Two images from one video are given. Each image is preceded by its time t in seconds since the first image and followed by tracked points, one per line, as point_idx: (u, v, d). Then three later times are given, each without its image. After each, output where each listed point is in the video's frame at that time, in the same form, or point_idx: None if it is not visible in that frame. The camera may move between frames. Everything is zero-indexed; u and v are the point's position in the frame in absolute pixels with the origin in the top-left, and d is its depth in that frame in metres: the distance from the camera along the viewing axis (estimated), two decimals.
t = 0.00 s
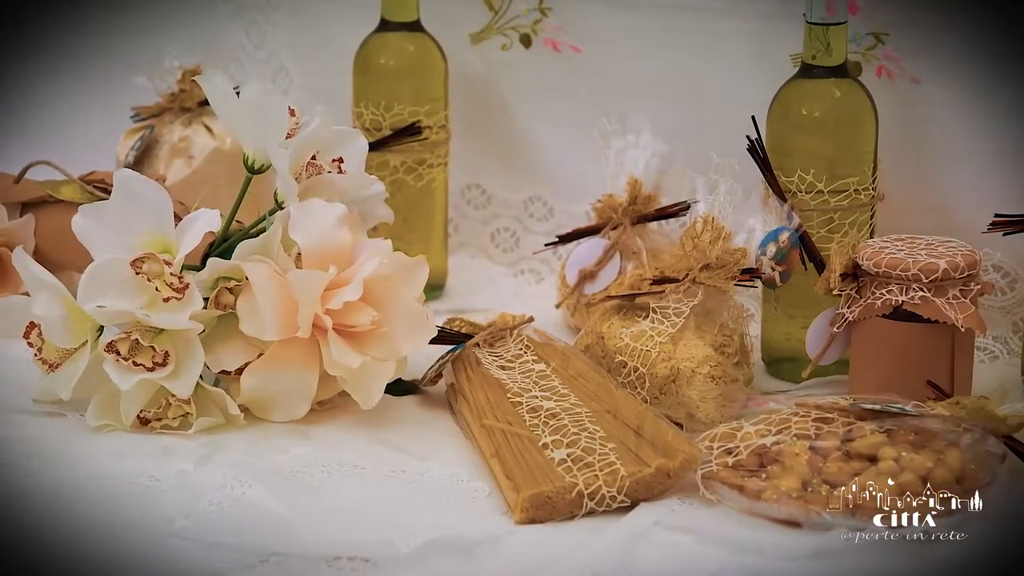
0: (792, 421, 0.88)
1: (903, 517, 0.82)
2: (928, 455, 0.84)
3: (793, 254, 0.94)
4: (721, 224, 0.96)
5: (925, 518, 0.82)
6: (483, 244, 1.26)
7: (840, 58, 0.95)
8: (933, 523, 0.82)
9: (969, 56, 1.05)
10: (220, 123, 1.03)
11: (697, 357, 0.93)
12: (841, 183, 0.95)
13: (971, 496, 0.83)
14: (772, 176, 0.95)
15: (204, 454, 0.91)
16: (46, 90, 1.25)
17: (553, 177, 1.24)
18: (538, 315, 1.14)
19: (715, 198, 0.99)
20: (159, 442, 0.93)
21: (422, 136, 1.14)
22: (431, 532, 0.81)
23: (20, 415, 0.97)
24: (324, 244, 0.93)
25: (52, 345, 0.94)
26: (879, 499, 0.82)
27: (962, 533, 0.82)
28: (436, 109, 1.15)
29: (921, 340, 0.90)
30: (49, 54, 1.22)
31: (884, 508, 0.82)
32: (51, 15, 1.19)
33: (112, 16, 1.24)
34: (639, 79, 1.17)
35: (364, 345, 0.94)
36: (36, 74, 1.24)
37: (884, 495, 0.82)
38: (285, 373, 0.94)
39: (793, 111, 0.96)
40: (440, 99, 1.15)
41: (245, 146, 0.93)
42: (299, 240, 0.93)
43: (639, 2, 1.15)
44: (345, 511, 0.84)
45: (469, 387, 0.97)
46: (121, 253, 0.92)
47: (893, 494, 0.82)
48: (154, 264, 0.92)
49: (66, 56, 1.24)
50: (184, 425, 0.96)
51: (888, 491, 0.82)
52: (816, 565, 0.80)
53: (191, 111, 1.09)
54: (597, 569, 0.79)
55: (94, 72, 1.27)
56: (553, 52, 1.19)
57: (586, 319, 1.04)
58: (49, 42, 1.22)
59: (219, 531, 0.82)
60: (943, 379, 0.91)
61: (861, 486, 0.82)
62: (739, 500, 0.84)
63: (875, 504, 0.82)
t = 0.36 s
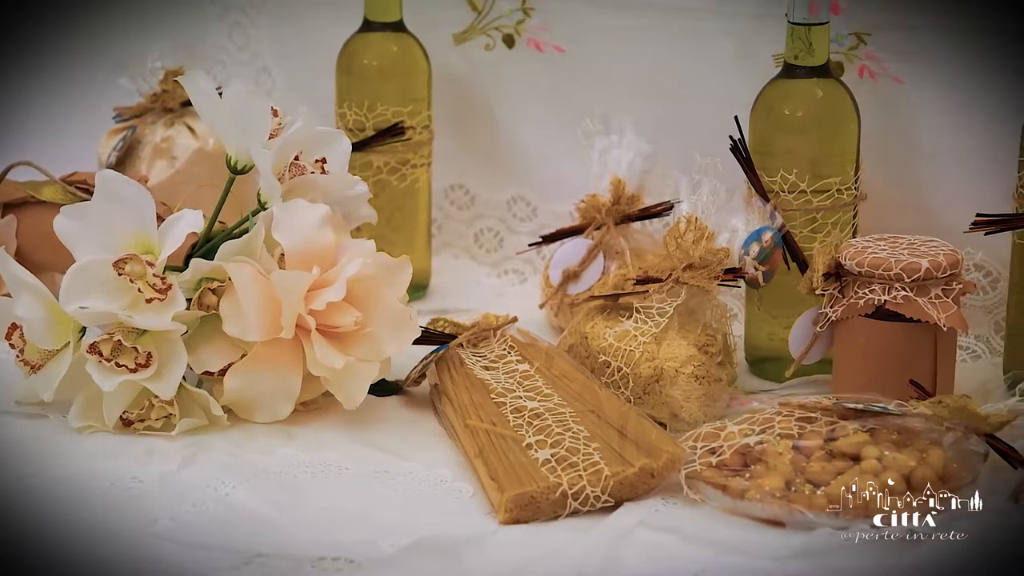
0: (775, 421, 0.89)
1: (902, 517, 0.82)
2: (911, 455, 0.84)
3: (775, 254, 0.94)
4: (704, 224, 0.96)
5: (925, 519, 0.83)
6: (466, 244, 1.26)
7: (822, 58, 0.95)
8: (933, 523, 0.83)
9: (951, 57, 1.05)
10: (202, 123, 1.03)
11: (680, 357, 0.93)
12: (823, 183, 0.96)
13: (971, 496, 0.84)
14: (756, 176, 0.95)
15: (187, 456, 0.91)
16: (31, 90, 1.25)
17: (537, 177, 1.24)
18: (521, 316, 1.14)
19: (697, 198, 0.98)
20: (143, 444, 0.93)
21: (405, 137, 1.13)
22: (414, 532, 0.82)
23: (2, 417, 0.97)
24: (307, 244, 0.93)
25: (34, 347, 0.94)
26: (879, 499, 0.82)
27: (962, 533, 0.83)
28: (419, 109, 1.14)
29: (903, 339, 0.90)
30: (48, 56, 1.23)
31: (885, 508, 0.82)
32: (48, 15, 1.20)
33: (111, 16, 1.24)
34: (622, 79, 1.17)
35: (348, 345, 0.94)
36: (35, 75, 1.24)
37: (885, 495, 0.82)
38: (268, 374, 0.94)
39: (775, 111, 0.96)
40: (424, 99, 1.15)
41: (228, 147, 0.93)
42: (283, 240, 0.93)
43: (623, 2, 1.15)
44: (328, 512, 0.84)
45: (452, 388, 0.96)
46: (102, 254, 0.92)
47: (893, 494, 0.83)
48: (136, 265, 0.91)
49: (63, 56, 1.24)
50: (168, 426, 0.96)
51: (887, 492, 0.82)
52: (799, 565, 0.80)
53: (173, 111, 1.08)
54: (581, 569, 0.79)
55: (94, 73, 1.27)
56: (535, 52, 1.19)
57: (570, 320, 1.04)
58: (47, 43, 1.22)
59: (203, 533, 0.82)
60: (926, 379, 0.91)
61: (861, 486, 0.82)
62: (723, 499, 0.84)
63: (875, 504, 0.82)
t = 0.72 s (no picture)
0: (754, 420, 0.89)
1: (902, 517, 0.83)
2: (891, 453, 0.85)
3: (754, 254, 0.94)
4: (684, 224, 0.96)
5: (926, 519, 0.83)
6: (446, 245, 1.25)
7: (801, 58, 0.95)
8: (934, 523, 0.83)
9: (929, 58, 1.05)
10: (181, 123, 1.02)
11: (661, 357, 0.93)
12: (802, 183, 0.96)
13: (970, 496, 0.86)
14: (735, 176, 0.95)
15: (167, 457, 0.91)
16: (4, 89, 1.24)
17: (518, 177, 1.24)
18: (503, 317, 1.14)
19: (677, 199, 0.99)
20: (122, 445, 0.93)
21: (384, 137, 1.13)
22: (395, 533, 0.82)
23: None
24: (287, 245, 0.93)
25: (12, 349, 0.93)
26: (879, 498, 0.82)
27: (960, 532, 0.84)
28: (399, 110, 1.15)
29: (882, 338, 0.91)
30: (52, 55, 1.24)
31: (885, 508, 0.83)
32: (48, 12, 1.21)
33: (102, 16, 1.24)
34: (603, 79, 1.17)
35: (328, 346, 0.94)
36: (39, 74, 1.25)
37: (885, 495, 0.83)
38: (248, 375, 0.94)
39: (755, 111, 0.96)
40: (404, 100, 1.15)
41: (207, 148, 0.93)
42: (262, 240, 0.93)
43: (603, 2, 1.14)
44: (309, 513, 0.84)
45: (433, 389, 0.96)
46: (81, 255, 0.91)
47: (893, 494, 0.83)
48: (115, 266, 0.91)
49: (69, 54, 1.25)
50: (147, 428, 0.96)
51: (887, 491, 0.82)
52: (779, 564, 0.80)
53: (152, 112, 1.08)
54: (563, 569, 0.79)
55: (79, 72, 1.26)
56: (515, 52, 1.19)
57: (550, 320, 1.05)
58: (49, 42, 1.23)
59: (184, 535, 0.82)
60: (905, 378, 0.92)
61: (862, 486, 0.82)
62: (703, 498, 0.85)
63: (875, 503, 0.82)
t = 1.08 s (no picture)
0: (737, 419, 0.89)
1: (901, 517, 0.83)
2: (872, 452, 0.85)
3: (737, 254, 0.94)
4: (667, 224, 0.96)
5: (926, 519, 0.84)
6: (429, 245, 1.26)
7: (782, 58, 0.95)
8: (933, 523, 0.84)
9: (909, 57, 1.05)
10: (163, 124, 1.02)
11: (644, 357, 0.93)
12: (784, 183, 0.96)
13: (970, 496, 0.86)
14: (717, 175, 0.96)
15: (149, 458, 0.91)
16: None
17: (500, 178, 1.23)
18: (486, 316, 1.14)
19: (660, 198, 0.99)
20: (103, 447, 0.92)
21: (367, 137, 1.13)
22: (378, 532, 0.82)
23: None
24: (270, 245, 0.93)
25: None
26: (879, 499, 0.83)
27: (961, 533, 0.85)
28: (382, 109, 1.14)
29: (864, 337, 0.91)
30: (54, 53, 1.24)
31: (885, 508, 0.83)
32: (46, 10, 1.21)
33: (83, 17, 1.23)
34: (585, 80, 1.17)
35: (311, 347, 0.94)
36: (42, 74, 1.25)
37: (885, 495, 0.83)
38: (231, 376, 0.94)
39: (737, 111, 0.96)
40: (385, 101, 1.15)
41: (188, 149, 0.93)
42: (244, 242, 0.92)
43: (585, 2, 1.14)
44: (292, 514, 0.84)
45: (416, 389, 0.96)
46: (62, 256, 0.91)
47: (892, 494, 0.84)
48: (96, 268, 0.91)
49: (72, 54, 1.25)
50: (129, 429, 0.95)
51: (887, 492, 0.83)
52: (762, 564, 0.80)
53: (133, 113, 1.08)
54: (545, 569, 0.79)
55: (60, 73, 1.25)
56: (498, 53, 1.19)
57: (533, 320, 1.05)
58: (51, 43, 1.23)
59: (167, 536, 0.82)
60: (887, 376, 0.92)
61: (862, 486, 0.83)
62: (686, 498, 0.85)
63: (875, 503, 0.83)
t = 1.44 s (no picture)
0: (716, 419, 0.89)
1: (903, 517, 0.84)
2: (851, 451, 0.85)
3: (716, 254, 0.94)
4: (646, 224, 0.97)
5: (926, 519, 0.85)
6: (408, 245, 1.26)
7: (760, 58, 0.95)
8: (933, 523, 0.86)
9: (886, 57, 1.05)
10: (140, 125, 1.02)
11: (623, 357, 0.93)
12: (762, 183, 0.96)
13: (970, 496, 0.85)
14: (696, 176, 0.96)
15: (128, 460, 0.90)
16: None
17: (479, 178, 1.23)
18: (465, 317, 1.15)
19: (639, 199, 1.00)
20: (81, 449, 0.92)
21: (345, 138, 1.13)
22: (359, 532, 0.82)
23: None
24: (248, 246, 0.93)
25: None
26: (880, 500, 0.83)
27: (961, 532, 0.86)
28: (360, 110, 1.14)
29: (842, 336, 0.91)
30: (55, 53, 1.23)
31: (885, 508, 0.84)
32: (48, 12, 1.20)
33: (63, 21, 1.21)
34: (564, 80, 1.17)
35: (290, 348, 0.94)
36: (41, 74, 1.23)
37: (885, 495, 0.84)
38: (209, 377, 0.93)
39: (715, 111, 0.96)
40: (364, 101, 1.15)
41: (166, 149, 0.93)
42: (223, 242, 0.92)
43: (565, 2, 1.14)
44: (271, 516, 0.84)
45: (395, 390, 0.96)
46: (39, 257, 0.91)
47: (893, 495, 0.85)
48: (74, 269, 0.91)
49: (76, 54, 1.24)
50: (107, 431, 0.95)
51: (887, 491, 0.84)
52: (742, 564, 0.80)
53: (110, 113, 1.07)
54: (525, 570, 0.79)
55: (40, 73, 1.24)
56: (476, 53, 1.19)
57: (513, 320, 1.05)
58: (51, 44, 1.22)
59: (146, 538, 0.82)
60: (865, 376, 0.92)
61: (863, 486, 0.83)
62: (666, 498, 0.85)
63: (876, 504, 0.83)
